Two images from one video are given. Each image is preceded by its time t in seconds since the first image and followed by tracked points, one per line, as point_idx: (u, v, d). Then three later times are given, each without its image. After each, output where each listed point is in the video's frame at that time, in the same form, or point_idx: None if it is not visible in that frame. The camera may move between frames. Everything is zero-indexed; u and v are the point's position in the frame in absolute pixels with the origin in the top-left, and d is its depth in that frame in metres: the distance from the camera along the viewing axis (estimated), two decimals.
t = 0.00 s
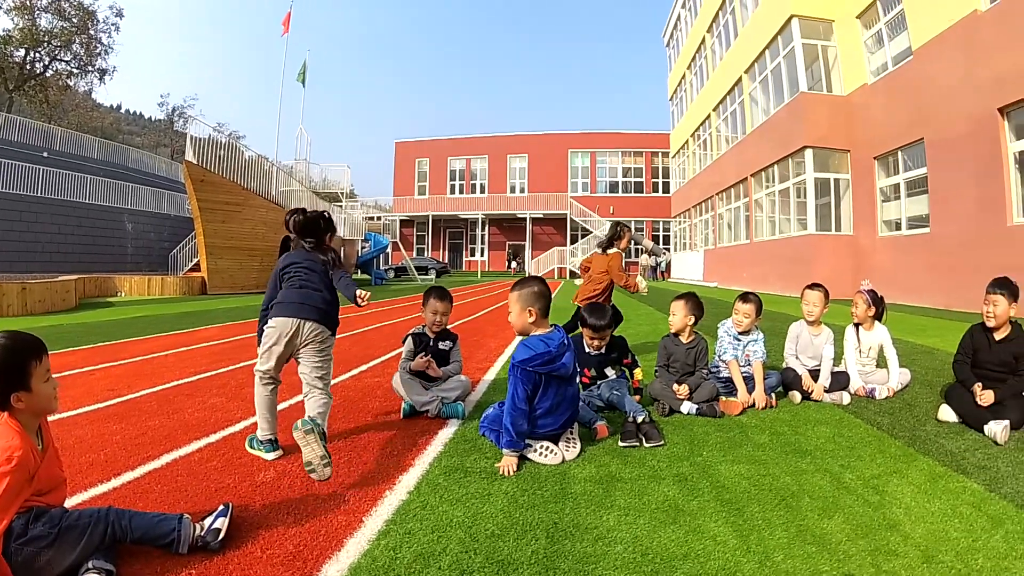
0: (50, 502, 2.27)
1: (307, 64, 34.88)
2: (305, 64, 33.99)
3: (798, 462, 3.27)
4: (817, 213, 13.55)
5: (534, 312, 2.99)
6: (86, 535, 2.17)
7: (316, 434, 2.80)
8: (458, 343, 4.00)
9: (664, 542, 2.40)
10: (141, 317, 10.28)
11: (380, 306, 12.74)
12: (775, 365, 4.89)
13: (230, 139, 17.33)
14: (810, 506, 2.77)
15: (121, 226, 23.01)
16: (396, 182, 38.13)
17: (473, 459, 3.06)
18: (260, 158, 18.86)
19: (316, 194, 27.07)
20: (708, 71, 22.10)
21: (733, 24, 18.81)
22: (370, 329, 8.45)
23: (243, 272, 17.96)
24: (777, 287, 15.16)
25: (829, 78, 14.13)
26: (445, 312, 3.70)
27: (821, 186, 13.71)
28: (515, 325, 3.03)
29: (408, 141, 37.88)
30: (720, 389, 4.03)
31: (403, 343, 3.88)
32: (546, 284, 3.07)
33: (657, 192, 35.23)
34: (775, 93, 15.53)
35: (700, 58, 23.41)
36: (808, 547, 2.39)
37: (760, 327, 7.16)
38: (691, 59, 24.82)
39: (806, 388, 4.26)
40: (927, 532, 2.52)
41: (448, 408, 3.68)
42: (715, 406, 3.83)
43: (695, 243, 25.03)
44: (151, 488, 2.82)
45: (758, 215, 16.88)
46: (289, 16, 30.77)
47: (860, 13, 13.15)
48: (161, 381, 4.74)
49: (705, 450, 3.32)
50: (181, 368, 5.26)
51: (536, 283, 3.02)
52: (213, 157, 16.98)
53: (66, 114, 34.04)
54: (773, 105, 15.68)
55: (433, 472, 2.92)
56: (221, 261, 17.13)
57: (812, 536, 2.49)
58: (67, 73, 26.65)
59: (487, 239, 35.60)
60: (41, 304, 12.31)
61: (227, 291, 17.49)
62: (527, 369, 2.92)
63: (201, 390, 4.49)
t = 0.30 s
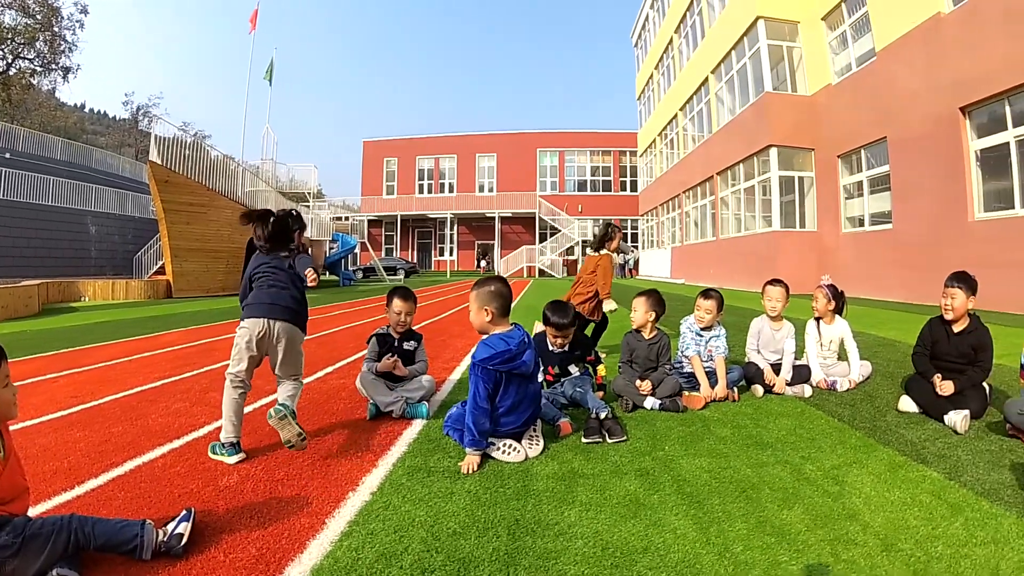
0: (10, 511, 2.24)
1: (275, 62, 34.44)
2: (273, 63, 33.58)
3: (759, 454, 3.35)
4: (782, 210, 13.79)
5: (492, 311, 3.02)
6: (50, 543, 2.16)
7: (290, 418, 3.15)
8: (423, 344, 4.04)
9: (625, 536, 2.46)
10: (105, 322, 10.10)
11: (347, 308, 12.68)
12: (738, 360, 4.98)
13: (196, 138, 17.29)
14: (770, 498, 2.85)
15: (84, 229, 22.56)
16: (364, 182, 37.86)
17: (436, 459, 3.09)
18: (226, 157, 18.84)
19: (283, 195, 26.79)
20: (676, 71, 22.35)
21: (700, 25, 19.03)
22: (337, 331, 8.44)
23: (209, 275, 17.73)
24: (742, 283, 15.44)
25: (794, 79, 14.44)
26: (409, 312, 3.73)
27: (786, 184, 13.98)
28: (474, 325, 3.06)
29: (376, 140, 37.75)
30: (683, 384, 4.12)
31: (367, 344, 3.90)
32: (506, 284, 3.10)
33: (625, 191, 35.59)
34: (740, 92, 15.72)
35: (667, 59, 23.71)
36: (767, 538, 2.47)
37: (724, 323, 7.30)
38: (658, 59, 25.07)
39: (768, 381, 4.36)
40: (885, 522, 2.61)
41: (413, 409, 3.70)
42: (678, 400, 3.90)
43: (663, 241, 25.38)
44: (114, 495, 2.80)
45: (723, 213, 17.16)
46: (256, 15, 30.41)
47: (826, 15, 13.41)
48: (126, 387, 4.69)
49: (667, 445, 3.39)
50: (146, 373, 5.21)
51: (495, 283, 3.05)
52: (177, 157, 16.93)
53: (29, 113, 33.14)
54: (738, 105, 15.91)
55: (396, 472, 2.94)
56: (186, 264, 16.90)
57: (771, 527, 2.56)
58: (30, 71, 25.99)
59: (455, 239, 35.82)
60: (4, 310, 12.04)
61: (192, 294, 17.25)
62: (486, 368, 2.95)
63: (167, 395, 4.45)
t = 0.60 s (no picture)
0: None
1: (232, 57, 33.73)
2: (230, 59, 32.95)
3: (711, 444, 3.47)
4: (737, 205, 14.11)
5: (441, 307, 3.07)
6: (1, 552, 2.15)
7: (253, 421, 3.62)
8: (379, 341, 4.08)
9: (576, 528, 2.54)
10: (56, 326, 9.83)
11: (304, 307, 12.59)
12: (693, 352, 5.08)
13: (151, 134, 16.94)
14: (720, 486, 2.96)
15: (38, 229, 21.82)
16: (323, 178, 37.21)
17: (389, 456, 3.14)
18: (184, 154, 18.40)
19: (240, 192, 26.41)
20: (635, 68, 22.69)
21: (661, 23, 19.12)
22: (295, 331, 8.40)
23: (165, 276, 17.38)
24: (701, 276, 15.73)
25: (752, 77, 14.83)
26: (363, 308, 3.78)
27: (743, 180, 14.30)
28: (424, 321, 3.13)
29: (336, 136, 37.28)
30: (637, 376, 4.24)
31: (321, 342, 3.93)
32: (454, 280, 3.13)
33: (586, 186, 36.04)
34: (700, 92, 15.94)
35: (627, 56, 24.07)
36: (716, 526, 2.57)
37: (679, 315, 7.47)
38: (617, 56, 25.38)
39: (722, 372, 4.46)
40: (833, 507, 2.73)
41: (368, 407, 3.75)
42: (631, 392, 4.01)
43: (622, 236, 25.84)
44: (69, 501, 2.79)
45: (682, 207, 17.56)
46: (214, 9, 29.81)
47: (784, 14, 13.66)
48: (80, 392, 4.62)
49: (620, 437, 3.49)
50: (101, 378, 5.14)
51: (445, 279, 3.10)
52: (133, 153, 16.61)
53: None
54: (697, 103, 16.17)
55: (350, 470, 2.99)
56: (142, 264, 16.58)
57: (720, 515, 2.67)
58: None
59: (417, 235, 35.87)
60: None
61: (147, 295, 16.88)
62: (437, 364, 3.00)
63: (123, 400, 4.40)
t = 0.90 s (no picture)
0: None
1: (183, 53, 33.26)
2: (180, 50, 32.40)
3: (654, 441, 3.61)
4: (691, 207, 15.49)
5: (385, 306, 3.15)
6: None
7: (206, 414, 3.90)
8: (326, 342, 4.21)
9: (517, 526, 2.64)
10: None
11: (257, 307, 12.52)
12: (638, 351, 5.22)
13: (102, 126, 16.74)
14: (662, 483, 3.10)
15: None
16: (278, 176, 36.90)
17: (334, 456, 3.22)
18: (133, 148, 18.33)
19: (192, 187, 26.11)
20: (594, 70, 23.76)
21: (619, 26, 20.41)
22: (246, 331, 8.36)
23: (115, 274, 16.90)
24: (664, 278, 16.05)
25: (707, 82, 16.20)
26: (312, 307, 3.89)
27: (697, 182, 15.68)
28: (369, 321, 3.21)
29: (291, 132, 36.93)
30: (584, 375, 4.39)
31: (267, 342, 4.00)
32: (395, 279, 3.21)
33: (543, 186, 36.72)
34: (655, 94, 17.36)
35: (586, 58, 24.89)
36: (655, 522, 2.70)
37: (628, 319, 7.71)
38: (578, 58, 26.27)
39: (667, 370, 4.63)
40: (773, 503, 2.88)
41: (314, 407, 3.81)
42: (578, 392, 4.15)
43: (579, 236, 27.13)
44: (12, 504, 2.78)
45: (637, 208, 19.12)
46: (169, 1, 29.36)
47: (739, 22, 14.95)
48: (23, 394, 4.56)
49: (565, 435, 3.62)
50: (45, 378, 5.07)
51: (389, 279, 3.17)
52: (83, 146, 16.30)
53: None
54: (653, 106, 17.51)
55: (295, 470, 3.05)
56: (92, 261, 16.19)
57: (659, 512, 2.80)
58: None
59: (372, 234, 35.93)
60: None
61: (97, 293, 16.45)
62: (381, 363, 3.08)
63: (68, 401, 4.36)
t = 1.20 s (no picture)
0: None
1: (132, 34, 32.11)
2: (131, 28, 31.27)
3: (596, 442, 3.79)
4: (644, 213, 15.97)
5: (327, 302, 3.26)
6: None
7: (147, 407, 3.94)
8: (269, 338, 4.28)
9: (453, 523, 2.77)
10: None
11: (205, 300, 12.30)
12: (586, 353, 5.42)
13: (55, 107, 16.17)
14: (599, 483, 3.26)
15: None
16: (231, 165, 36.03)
17: (275, 452, 3.32)
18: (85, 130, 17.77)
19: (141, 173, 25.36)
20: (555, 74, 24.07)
21: (581, 32, 20.77)
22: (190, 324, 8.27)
23: (61, 260, 16.38)
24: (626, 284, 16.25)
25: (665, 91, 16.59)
26: (255, 302, 3.93)
27: (651, 189, 16.13)
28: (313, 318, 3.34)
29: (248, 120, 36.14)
30: (529, 376, 4.56)
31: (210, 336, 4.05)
32: (337, 277, 3.32)
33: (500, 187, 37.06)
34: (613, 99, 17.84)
35: (547, 62, 25.19)
36: (589, 521, 2.85)
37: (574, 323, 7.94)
38: (539, 62, 26.59)
39: (612, 373, 4.82)
40: (706, 504, 3.07)
41: (256, 402, 3.89)
42: (521, 392, 4.30)
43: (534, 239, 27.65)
44: None
45: (591, 213, 19.64)
46: None
47: (699, 35, 15.31)
48: None
49: (507, 434, 3.77)
50: None
51: (331, 276, 3.28)
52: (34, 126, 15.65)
53: None
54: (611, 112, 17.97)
55: (233, 466, 3.14)
56: (38, 247, 15.59)
57: (594, 511, 2.96)
58: None
59: (326, 228, 35.52)
60: None
61: (41, 280, 15.85)
62: (321, 359, 3.16)
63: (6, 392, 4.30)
